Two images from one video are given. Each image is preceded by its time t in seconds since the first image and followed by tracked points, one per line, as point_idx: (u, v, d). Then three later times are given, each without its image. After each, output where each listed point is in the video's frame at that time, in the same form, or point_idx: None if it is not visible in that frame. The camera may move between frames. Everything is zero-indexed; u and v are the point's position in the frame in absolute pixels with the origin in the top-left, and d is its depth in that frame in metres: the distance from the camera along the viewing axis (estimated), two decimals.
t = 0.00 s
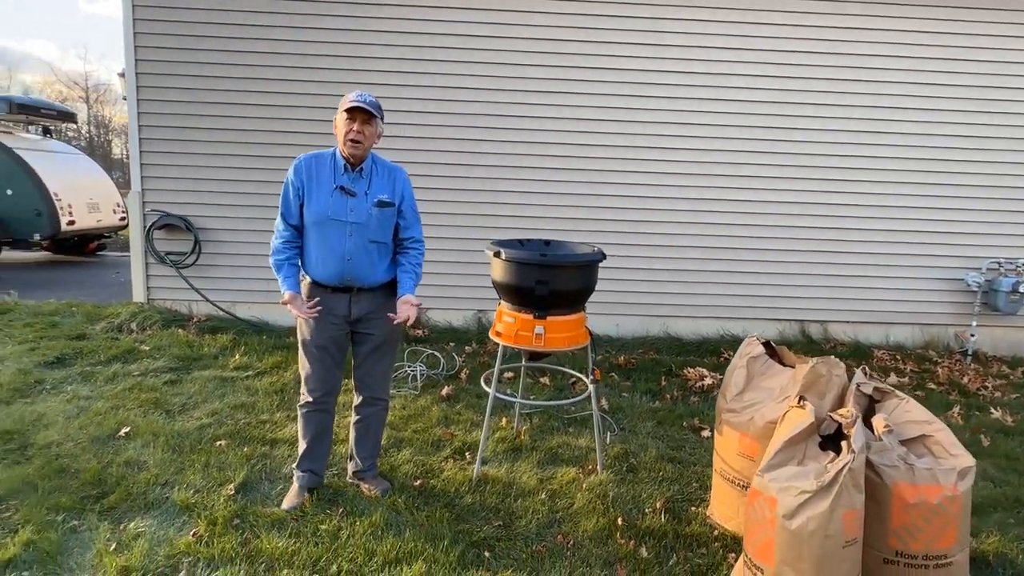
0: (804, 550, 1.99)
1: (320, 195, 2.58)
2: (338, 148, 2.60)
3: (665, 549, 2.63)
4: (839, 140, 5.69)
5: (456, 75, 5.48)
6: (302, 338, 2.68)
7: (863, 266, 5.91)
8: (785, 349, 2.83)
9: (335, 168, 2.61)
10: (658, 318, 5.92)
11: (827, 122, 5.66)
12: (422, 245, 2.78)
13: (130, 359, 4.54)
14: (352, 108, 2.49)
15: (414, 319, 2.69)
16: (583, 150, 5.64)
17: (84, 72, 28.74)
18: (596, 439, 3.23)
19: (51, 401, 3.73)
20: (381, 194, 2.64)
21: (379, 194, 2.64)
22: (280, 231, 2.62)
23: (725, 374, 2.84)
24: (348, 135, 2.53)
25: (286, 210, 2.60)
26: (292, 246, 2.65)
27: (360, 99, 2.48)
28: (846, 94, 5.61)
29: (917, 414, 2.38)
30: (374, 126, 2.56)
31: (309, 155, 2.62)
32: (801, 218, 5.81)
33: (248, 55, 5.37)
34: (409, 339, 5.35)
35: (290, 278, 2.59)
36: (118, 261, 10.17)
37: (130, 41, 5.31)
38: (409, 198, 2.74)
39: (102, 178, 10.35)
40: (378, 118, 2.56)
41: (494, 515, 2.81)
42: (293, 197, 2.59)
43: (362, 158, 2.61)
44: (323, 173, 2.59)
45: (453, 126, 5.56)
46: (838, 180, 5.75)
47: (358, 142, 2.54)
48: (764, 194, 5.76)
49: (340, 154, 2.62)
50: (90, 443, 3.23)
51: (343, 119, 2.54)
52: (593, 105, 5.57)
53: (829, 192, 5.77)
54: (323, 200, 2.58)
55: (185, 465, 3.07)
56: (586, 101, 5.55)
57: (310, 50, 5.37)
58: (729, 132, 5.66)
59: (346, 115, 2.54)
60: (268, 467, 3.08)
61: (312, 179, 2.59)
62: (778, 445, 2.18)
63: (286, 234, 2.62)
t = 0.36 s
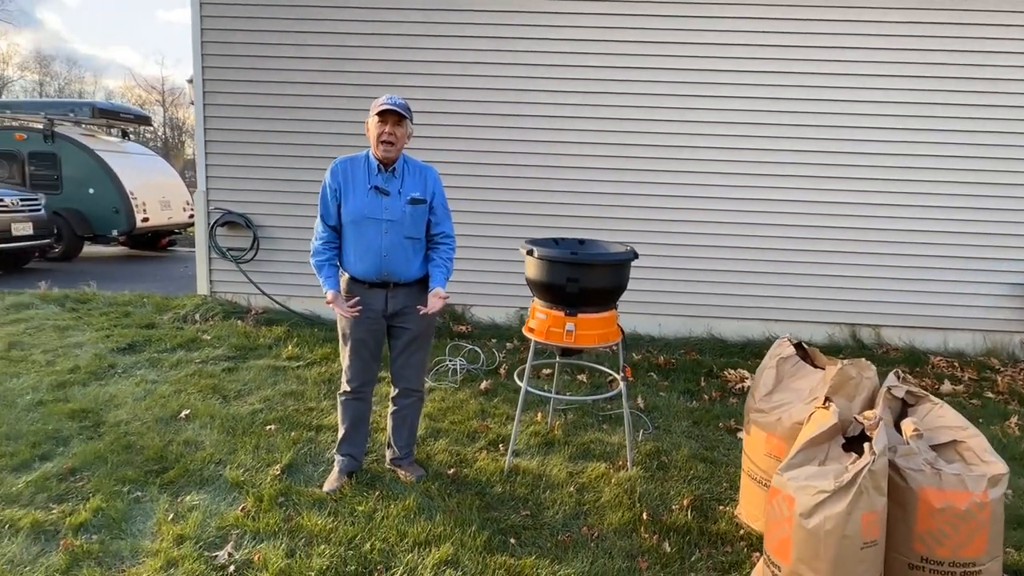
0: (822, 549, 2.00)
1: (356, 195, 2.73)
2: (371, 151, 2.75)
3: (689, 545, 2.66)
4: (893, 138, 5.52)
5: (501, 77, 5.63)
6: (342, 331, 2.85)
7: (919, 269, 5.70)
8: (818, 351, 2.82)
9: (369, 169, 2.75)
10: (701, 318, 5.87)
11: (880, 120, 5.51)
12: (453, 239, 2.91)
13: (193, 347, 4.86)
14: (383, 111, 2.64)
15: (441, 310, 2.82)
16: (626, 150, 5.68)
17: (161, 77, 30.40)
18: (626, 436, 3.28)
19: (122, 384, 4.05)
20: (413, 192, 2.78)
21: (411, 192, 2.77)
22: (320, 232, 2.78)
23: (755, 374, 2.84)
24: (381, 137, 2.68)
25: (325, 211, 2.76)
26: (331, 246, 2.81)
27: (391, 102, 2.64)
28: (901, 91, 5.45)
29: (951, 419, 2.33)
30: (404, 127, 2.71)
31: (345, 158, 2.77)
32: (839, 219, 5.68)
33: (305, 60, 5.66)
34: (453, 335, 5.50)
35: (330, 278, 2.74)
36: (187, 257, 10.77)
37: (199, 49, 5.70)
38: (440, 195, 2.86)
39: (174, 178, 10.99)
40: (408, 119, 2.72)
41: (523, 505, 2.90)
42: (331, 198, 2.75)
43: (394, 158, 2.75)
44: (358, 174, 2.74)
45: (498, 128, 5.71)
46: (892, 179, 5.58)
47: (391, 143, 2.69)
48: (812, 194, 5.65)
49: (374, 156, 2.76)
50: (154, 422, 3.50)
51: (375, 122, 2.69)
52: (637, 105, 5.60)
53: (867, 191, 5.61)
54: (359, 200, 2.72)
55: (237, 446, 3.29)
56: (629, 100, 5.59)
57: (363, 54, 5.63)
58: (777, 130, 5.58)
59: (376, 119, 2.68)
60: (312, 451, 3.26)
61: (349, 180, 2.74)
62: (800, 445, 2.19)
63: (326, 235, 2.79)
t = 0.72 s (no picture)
0: (813, 540, 2.04)
1: (354, 192, 2.83)
2: (367, 149, 2.86)
3: (689, 537, 2.71)
4: (911, 136, 5.48)
5: (517, 77, 5.72)
6: (346, 327, 2.95)
7: (938, 269, 5.64)
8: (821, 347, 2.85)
9: (365, 167, 2.86)
10: (715, 318, 5.88)
11: (897, 119, 5.47)
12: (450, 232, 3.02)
13: (216, 340, 5.03)
14: (377, 112, 2.74)
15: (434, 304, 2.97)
16: (640, 149, 5.73)
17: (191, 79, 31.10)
18: (632, 431, 3.33)
19: (148, 374, 4.22)
20: (409, 187, 2.88)
21: (408, 187, 2.88)
22: (321, 230, 2.88)
23: (758, 369, 2.88)
24: (376, 137, 2.79)
25: (325, 210, 2.86)
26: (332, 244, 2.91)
27: (383, 102, 2.74)
28: (919, 89, 5.41)
29: (950, 415, 2.34)
30: (398, 126, 2.81)
31: (342, 157, 2.87)
32: (870, 219, 5.64)
33: (325, 62, 5.82)
34: (468, 331, 5.59)
35: (333, 276, 2.85)
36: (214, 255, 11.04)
37: (224, 52, 5.90)
38: (435, 189, 2.97)
39: (202, 178, 11.29)
40: (401, 118, 2.82)
41: (528, 495, 2.97)
42: (330, 197, 2.85)
43: (390, 156, 2.86)
44: (355, 173, 2.85)
45: (515, 127, 5.80)
46: (908, 178, 5.54)
47: (386, 142, 2.80)
48: (827, 193, 5.64)
49: (370, 155, 2.87)
50: (177, 411, 3.66)
51: (369, 123, 2.79)
52: (652, 104, 5.64)
53: (907, 191, 5.56)
54: (357, 197, 2.83)
55: (255, 434, 3.42)
56: (643, 99, 5.64)
57: (381, 56, 5.77)
58: (792, 129, 5.57)
59: (371, 120, 2.79)
60: (327, 440, 3.38)
61: (347, 179, 2.84)
62: (795, 439, 2.23)
63: (326, 233, 2.88)
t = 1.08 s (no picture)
0: (790, 532, 2.09)
1: (338, 191, 2.91)
2: (347, 148, 2.94)
3: (676, 530, 2.76)
4: (911, 138, 5.48)
5: (518, 79, 5.78)
6: (333, 325, 3.03)
7: (938, 269, 5.64)
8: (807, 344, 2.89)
9: (348, 166, 2.93)
10: (715, 318, 5.91)
11: (896, 120, 5.48)
12: (434, 229, 3.10)
13: (221, 338, 5.12)
14: (355, 109, 2.84)
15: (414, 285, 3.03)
16: (639, 151, 5.77)
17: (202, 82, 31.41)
18: (624, 428, 3.38)
19: (153, 371, 4.31)
20: (392, 185, 2.96)
21: (390, 185, 2.96)
22: (304, 230, 2.95)
23: (745, 367, 2.92)
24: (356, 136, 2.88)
25: (309, 210, 2.93)
26: (316, 243, 2.98)
27: (361, 100, 2.84)
28: (918, 91, 5.41)
29: (931, 412, 2.38)
30: (377, 123, 2.91)
31: (324, 158, 2.95)
32: (850, 218, 5.66)
33: (328, 66, 5.91)
34: (469, 331, 5.66)
35: (318, 272, 2.92)
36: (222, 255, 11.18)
37: (229, 56, 6.01)
38: (418, 186, 3.05)
39: (210, 179, 11.44)
40: (379, 116, 2.91)
41: (519, 490, 3.03)
42: (313, 196, 2.92)
43: (371, 154, 2.94)
44: (338, 172, 2.92)
45: (516, 128, 5.86)
46: (894, 179, 5.56)
47: (366, 140, 2.89)
48: (810, 194, 5.67)
49: (351, 155, 2.96)
50: (181, 406, 3.75)
51: (348, 123, 2.89)
52: (651, 106, 5.69)
53: (906, 192, 5.56)
54: (341, 196, 2.90)
55: (256, 429, 3.51)
56: (642, 101, 5.69)
57: (383, 60, 5.85)
58: (791, 131, 5.60)
59: (350, 120, 2.89)
60: (325, 435, 3.45)
61: (330, 178, 2.92)
62: (775, 434, 2.28)
63: (310, 233, 2.96)
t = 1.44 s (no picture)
0: (778, 536, 2.07)
1: (329, 194, 2.95)
2: (336, 151, 2.99)
3: (670, 532, 2.75)
4: (924, 136, 5.40)
5: (526, 79, 5.79)
6: (329, 325, 3.07)
7: (951, 270, 5.53)
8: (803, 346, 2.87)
9: (338, 170, 2.98)
10: (722, 318, 5.86)
11: (909, 119, 5.39)
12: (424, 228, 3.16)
13: (229, 336, 5.19)
14: (346, 112, 2.89)
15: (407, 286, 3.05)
16: (646, 150, 5.75)
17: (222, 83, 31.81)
18: (622, 429, 3.38)
19: (161, 368, 4.39)
20: (382, 187, 3.01)
21: (381, 187, 3.01)
22: (296, 232, 2.97)
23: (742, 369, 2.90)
24: (347, 138, 2.93)
25: (300, 213, 2.96)
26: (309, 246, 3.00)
27: (351, 103, 2.89)
28: (930, 89, 5.32)
29: (928, 416, 2.35)
30: (366, 126, 2.96)
31: (313, 161, 2.98)
32: (851, 218, 5.60)
33: (336, 67, 5.96)
34: (475, 330, 5.68)
35: (313, 269, 2.94)
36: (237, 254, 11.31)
37: (240, 58, 6.09)
38: (407, 187, 3.11)
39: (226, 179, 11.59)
40: (369, 118, 2.97)
41: (515, 489, 3.04)
42: (304, 200, 2.95)
43: (360, 157, 2.99)
44: (328, 176, 2.96)
45: (523, 128, 5.87)
46: (883, 177, 5.50)
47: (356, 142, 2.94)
48: (797, 193, 5.62)
49: (340, 157, 2.99)
50: (186, 403, 3.81)
51: (338, 126, 2.93)
52: (658, 106, 5.66)
53: (919, 191, 5.47)
54: (332, 199, 2.95)
55: (258, 426, 3.55)
56: (649, 101, 5.67)
57: (391, 60, 5.90)
58: (800, 130, 5.54)
59: (340, 122, 2.93)
60: (325, 434, 3.48)
61: (320, 182, 2.96)
62: (766, 437, 2.26)
63: (303, 234, 2.97)
